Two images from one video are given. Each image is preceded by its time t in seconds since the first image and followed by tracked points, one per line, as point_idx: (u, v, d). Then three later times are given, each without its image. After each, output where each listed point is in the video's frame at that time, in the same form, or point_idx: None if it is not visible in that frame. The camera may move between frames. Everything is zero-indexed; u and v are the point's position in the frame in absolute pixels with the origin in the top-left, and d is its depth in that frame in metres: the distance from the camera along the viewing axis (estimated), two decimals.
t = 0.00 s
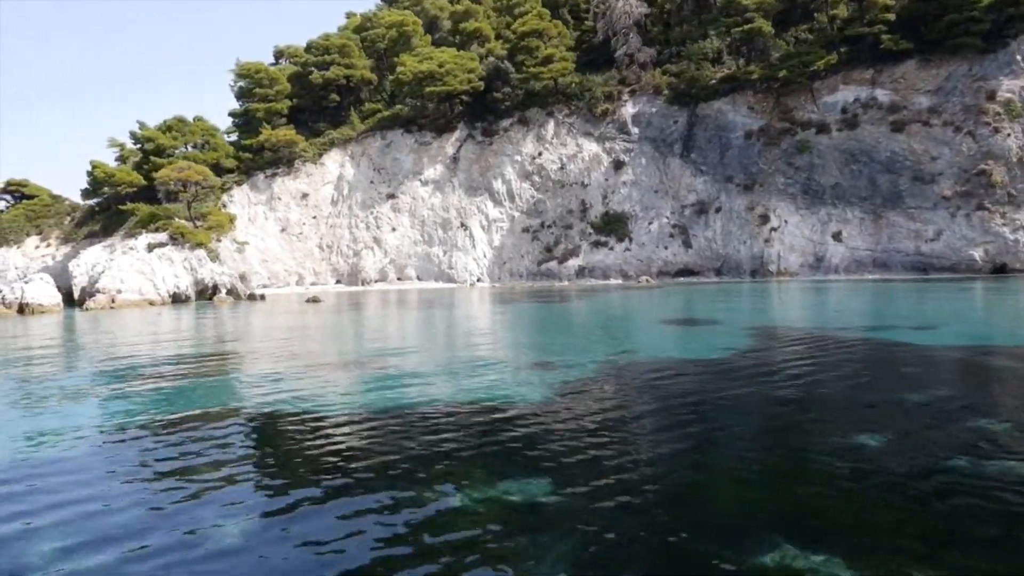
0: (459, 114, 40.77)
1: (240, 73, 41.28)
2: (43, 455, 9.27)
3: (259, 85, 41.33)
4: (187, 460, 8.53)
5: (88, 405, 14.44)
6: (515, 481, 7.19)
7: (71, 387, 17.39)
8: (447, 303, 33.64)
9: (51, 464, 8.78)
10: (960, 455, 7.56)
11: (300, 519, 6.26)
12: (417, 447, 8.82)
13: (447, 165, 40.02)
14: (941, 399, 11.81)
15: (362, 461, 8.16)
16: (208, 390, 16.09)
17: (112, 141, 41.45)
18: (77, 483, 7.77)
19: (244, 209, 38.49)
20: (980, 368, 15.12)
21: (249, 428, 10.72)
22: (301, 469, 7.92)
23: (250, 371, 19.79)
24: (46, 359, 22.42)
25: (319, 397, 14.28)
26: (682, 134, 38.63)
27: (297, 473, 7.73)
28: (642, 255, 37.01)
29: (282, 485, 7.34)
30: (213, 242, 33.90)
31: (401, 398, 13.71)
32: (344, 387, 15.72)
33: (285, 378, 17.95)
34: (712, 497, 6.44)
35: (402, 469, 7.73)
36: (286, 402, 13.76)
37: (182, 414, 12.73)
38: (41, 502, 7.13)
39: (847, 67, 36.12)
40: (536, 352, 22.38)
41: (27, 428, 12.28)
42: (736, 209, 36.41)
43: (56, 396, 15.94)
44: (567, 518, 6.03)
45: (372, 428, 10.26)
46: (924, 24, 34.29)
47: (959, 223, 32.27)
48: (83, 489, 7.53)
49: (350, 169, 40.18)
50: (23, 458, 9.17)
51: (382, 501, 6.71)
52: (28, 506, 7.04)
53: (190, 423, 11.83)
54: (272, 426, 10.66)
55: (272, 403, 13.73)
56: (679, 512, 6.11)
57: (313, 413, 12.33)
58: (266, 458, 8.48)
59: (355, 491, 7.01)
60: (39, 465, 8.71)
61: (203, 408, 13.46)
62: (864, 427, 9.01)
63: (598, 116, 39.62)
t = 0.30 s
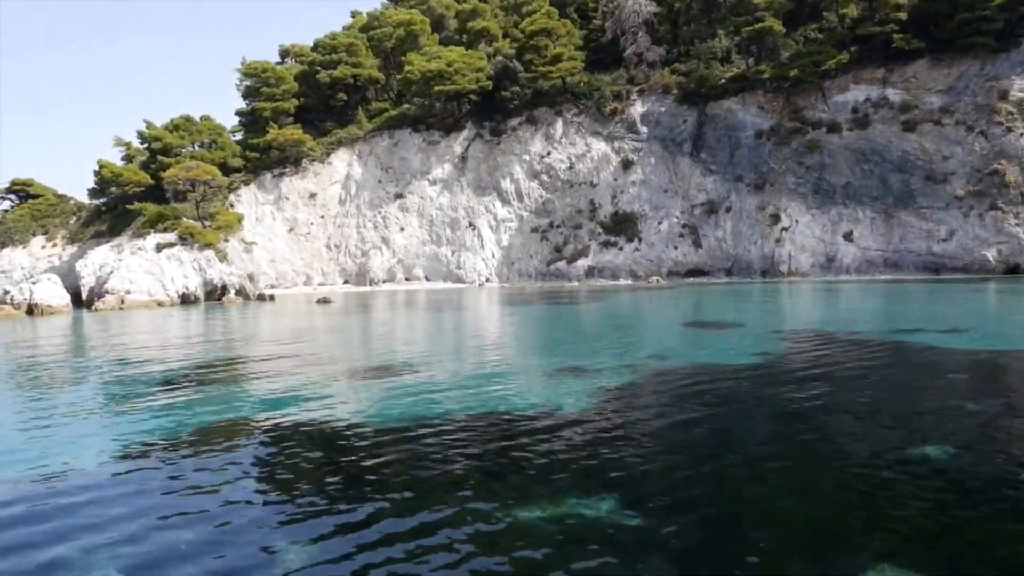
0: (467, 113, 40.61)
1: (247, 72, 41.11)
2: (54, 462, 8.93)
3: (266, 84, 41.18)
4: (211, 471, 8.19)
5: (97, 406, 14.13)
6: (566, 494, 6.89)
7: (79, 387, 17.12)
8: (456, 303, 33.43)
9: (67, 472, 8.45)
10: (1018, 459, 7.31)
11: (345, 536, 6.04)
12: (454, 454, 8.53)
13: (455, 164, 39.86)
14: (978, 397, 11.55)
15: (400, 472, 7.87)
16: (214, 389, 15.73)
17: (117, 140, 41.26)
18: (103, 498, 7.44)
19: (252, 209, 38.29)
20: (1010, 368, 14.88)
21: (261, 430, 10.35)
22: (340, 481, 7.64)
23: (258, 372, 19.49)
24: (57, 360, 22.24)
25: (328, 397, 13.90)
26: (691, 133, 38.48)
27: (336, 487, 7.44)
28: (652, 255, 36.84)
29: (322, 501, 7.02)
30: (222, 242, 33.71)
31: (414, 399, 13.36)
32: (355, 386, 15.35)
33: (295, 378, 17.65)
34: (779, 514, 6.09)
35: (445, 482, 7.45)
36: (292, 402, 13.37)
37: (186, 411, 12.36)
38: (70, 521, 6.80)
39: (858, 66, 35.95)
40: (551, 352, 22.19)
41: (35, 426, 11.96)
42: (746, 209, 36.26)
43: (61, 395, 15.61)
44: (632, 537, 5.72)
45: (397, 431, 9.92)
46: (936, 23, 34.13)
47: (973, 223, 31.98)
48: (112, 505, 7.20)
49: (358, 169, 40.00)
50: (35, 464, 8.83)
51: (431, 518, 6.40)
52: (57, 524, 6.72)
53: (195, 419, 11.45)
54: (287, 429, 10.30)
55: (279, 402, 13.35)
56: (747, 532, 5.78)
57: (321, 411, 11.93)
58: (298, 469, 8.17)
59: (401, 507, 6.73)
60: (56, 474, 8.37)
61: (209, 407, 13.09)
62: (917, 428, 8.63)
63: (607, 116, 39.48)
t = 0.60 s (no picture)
0: (477, 112, 40.46)
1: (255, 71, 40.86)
2: (81, 477, 8.69)
3: (274, 83, 40.98)
4: (246, 484, 7.94)
5: (106, 413, 13.76)
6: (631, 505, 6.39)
7: (89, 391, 16.77)
8: (465, 302, 33.11)
9: (89, 491, 8.11)
10: None
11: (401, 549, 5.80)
12: (498, 459, 8.12)
13: (464, 164, 39.72)
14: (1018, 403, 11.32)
15: (445, 477, 7.54)
16: (221, 394, 15.30)
17: (124, 140, 41.04)
18: (132, 520, 7.01)
19: (261, 209, 38.14)
20: None
21: (274, 445, 9.88)
22: (384, 491, 7.25)
23: (268, 374, 19.12)
24: (70, 360, 22.06)
25: (338, 402, 13.45)
26: (703, 133, 38.32)
27: (382, 497, 7.03)
28: (663, 255, 36.65)
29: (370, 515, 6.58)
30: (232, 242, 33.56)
31: (429, 400, 12.90)
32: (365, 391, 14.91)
33: (305, 380, 17.24)
34: (879, 542, 5.52)
35: (498, 487, 7.07)
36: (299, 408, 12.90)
37: (192, 425, 11.89)
38: (101, 545, 6.37)
39: (870, 66, 35.78)
40: (567, 351, 21.95)
41: (45, 438, 11.56)
42: (758, 209, 36.08)
43: (66, 403, 15.21)
44: (703, 549, 5.47)
45: (422, 438, 9.47)
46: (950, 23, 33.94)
47: (987, 223, 31.74)
48: (141, 528, 6.76)
49: (367, 168, 39.85)
50: (42, 488, 8.37)
51: (493, 534, 5.95)
52: (94, 545, 6.39)
53: (200, 434, 10.98)
54: (302, 442, 9.83)
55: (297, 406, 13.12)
56: (848, 561, 5.23)
57: (332, 420, 11.47)
58: (334, 480, 7.74)
59: (457, 517, 6.32)
60: (70, 498, 7.92)
61: (215, 416, 12.63)
62: (993, 445, 8.07)
63: (617, 115, 39.34)
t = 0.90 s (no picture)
0: (485, 112, 40.32)
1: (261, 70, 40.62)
2: (113, 491, 8.51)
3: (281, 82, 40.75)
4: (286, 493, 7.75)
5: (115, 418, 13.35)
6: (707, 523, 5.96)
7: (98, 395, 16.42)
8: (474, 303, 32.92)
9: (124, 506, 7.93)
10: None
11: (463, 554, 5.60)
12: (540, 471, 7.74)
13: (472, 164, 39.59)
14: None
15: (489, 486, 7.35)
16: (230, 398, 14.89)
17: (129, 139, 40.83)
18: (163, 540, 6.63)
19: (268, 209, 38.00)
20: None
21: (288, 461, 9.41)
22: (430, 503, 6.91)
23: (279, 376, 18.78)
24: (81, 361, 21.90)
25: (349, 408, 12.99)
26: (712, 132, 38.17)
27: (428, 504, 6.83)
28: (673, 256, 36.49)
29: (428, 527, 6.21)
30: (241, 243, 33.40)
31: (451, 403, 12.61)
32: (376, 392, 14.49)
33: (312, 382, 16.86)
34: (990, 568, 5.05)
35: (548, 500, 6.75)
36: (310, 414, 12.47)
37: (200, 434, 11.43)
38: (140, 565, 6.04)
39: (881, 65, 35.58)
40: (582, 350, 21.76)
41: (54, 446, 11.17)
42: (769, 209, 35.90)
43: (71, 407, 14.79)
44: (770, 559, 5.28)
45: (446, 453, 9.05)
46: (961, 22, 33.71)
47: (1000, 223, 31.57)
48: (176, 547, 6.39)
49: (374, 168, 39.71)
50: (55, 509, 7.95)
51: (558, 552, 5.60)
52: (140, 558, 6.19)
53: (209, 446, 10.52)
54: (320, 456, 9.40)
55: (321, 408, 12.92)
56: None
57: (345, 430, 11.03)
58: (371, 493, 7.39)
59: (515, 528, 5.99)
60: (88, 519, 7.51)
61: (223, 423, 12.18)
62: None
63: (626, 115, 39.18)
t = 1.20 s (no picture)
0: (494, 112, 40.18)
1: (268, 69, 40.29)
2: (141, 493, 8.31)
3: (289, 82, 40.45)
4: (319, 498, 7.53)
5: (118, 425, 12.91)
6: (788, 557, 5.62)
7: (104, 399, 16.04)
8: (484, 304, 32.78)
9: (153, 508, 7.72)
10: None
11: None
12: (585, 482, 7.41)
13: (481, 164, 39.47)
14: None
15: (530, 494, 7.10)
16: (235, 404, 14.42)
17: (137, 140, 40.66)
18: (190, 560, 6.29)
19: (277, 210, 37.85)
20: None
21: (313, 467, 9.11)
22: (475, 518, 6.60)
23: (293, 377, 18.49)
24: (97, 363, 21.76)
25: (358, 417, 12.49)
26: (723, 132, 37.96)
27: (470, 517, 6.59)
28: (684, 257, 36.32)
29: (481, 554, 5.87)
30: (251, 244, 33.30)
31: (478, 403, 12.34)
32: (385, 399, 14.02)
33: (320, 386, 16.42)
34: None
35: (601, 518, 6.44)
36: (316, 425, 11.98)
37: (212, 439, 11.03)
38: None
39: (894, 65, 35.27)
40: (600, 351, 21.61)
41: (54, 453, 10.70)
42: (781, 210, 35.72)
43: (72, 413, 14.34)
44: None
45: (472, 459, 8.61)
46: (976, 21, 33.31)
47: (1015, 224, 31.30)
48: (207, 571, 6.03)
49: (383, 168, 39.61)
50: (59, 522, 7.51)
51: None
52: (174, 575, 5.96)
53: (234, 450, 10.30)
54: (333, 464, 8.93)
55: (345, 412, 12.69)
56: None
57: (357, 437, 10.54)
58: (409, 505, 7.06)
59: (567, 553, 5.74)
60: (95, 535, 7.07)
61: (227, 431, 11.67)
62: None
63: (636, 115, 38.98)
